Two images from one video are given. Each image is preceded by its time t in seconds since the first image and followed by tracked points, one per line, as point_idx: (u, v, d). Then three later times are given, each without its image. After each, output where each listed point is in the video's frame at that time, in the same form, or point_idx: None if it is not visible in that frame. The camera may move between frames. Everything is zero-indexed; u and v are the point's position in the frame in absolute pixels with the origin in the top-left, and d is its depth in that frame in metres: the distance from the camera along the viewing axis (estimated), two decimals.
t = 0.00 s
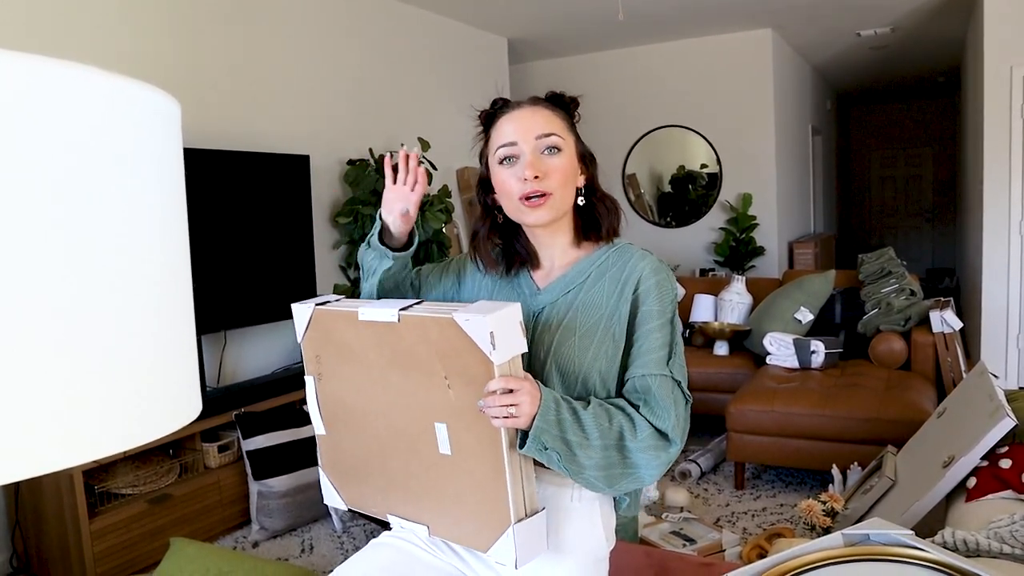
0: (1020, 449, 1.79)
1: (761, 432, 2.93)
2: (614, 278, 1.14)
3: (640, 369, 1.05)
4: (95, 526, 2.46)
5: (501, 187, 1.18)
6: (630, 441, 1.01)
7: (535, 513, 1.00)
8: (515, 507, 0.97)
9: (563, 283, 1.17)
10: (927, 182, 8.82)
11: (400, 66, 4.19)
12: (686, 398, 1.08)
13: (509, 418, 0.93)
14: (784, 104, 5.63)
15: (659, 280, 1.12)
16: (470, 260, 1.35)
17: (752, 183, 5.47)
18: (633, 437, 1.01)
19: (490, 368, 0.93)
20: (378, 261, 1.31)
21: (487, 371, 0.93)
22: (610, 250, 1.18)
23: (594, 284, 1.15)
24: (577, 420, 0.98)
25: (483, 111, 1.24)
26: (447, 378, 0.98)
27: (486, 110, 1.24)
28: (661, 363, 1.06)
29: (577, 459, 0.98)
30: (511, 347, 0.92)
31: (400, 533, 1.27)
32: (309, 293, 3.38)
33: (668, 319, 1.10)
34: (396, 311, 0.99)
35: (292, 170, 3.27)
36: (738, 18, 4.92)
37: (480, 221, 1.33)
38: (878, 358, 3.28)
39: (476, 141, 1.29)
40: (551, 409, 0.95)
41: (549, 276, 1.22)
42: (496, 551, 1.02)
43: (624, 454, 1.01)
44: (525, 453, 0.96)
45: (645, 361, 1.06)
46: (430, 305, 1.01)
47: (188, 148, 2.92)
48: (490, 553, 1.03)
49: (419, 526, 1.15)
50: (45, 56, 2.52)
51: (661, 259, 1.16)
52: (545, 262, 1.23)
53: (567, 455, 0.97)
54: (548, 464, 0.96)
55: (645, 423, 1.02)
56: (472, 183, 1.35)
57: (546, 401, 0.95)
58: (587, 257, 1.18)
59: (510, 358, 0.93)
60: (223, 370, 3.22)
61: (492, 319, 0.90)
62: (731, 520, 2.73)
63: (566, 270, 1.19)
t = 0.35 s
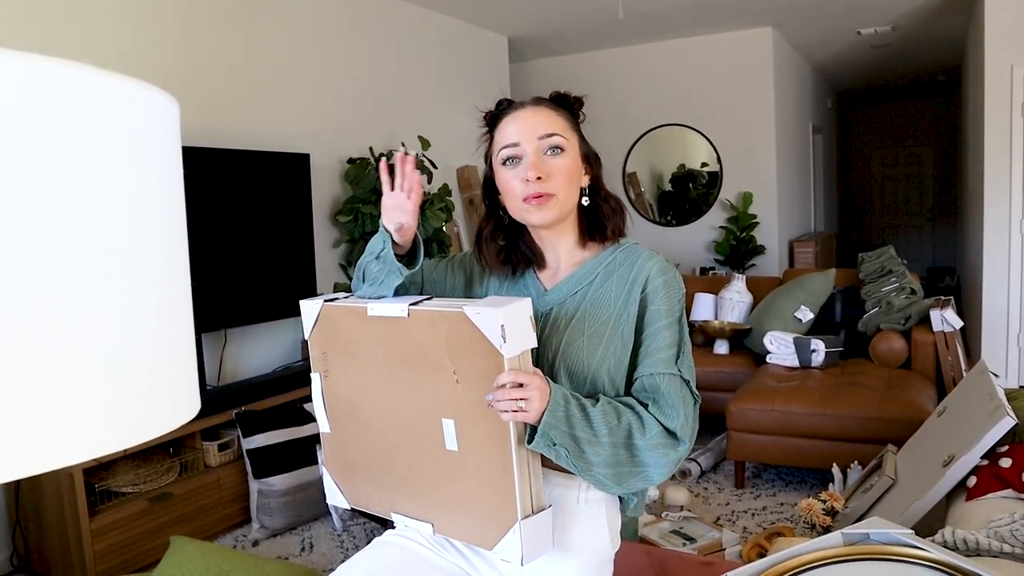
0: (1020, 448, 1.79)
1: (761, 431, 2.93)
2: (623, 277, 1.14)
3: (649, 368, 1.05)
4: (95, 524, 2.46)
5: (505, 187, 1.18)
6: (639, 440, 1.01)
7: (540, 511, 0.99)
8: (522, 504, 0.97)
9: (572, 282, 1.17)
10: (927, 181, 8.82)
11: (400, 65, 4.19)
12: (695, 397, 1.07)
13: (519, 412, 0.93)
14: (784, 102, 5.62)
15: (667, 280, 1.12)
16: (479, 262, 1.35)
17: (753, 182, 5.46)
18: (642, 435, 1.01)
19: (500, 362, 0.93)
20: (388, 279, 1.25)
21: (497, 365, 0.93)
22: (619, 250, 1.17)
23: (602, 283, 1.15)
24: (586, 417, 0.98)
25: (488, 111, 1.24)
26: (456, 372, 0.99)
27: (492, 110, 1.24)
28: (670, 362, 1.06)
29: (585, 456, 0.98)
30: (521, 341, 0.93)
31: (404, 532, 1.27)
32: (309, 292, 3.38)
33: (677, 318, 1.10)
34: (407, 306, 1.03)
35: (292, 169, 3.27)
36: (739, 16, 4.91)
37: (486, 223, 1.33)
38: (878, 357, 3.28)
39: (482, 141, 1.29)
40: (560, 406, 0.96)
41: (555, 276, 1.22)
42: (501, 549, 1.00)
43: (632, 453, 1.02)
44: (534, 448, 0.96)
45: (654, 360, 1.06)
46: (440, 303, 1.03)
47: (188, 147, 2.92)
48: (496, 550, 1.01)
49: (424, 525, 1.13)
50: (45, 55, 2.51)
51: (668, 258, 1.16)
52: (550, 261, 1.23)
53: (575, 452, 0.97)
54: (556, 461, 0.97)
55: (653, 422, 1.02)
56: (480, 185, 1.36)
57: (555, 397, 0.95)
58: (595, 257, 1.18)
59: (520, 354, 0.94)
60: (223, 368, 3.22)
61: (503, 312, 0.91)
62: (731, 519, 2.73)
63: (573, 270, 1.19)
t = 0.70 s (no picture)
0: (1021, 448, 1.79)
1: (761, 431, 2.93)
2: (625, 278, 1.14)
3: (653, 370, 1.05)
4: (96, 525, 2.46)
5: (517, 186, 1.18)
6: (642, 442, 1.02)
7: (541, 511, 0.99)
8: (523, 504, 0.97)
9: (575, 283, 1.17)
10: (928, 182, 8.81)
11: (401, 66, 4.19)
12: (698, 400, 1.08)
13: (521, 412, 0.93)
14: (785, 103, 5.62)
15: (670, 282, 1.12)
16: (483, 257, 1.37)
17: (754, 183, 5.46)
18: (644, 437, 1.02)
19: (504, 362, 0.94)
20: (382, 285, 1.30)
21: (501, 364, 0.94)
22: (622, 251, 1.17)
23: (605, 284, 1.15)
24: (589, 419, 0.98)
25: (501, 104, 1.24)
26: (461, 371, 0.99)
27: (504, 104, 1.24)
28: (674, 364, 1.06)
29: (588, 458, 0.98)
30: (525, 341, 0.93)
31: (407, 531, 1.28)
32: (310, 293, 3.38)
33: (680, 320, 1.10)
34: (414, 305, 1.04)
35: (293, 170, 3.27)
36: (739, 17, 4.91)
37: (493, 216, 1.35)
38: (879, 358, 3.28)
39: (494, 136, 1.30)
40: (564, 407, 0.96)
41: (559, 277, 1.22)
42: (501, 547, 1.01)
43: (635, 454, 1.02)
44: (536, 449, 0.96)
45: (657, 362, 1.06)
46: (447, 302, 1.04)
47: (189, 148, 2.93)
48: (496, 549, 1.01)
49: (426, 522, 1.14)
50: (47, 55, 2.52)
51: (672, 259, 1.16)
52: (554, 262, 1.24)
53: (578, 453, 0.97)
54: (558, 461, 0.96)
55: (656, 425, 1.03)
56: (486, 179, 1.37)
57: (560, 399, 0.95)
58: (599, 258, 1.18)
59: (525, 354, 0.94)
60: (224, 369, 3.22)
61: (507, 311, 0.91)
62: (732, 520, 2.73)
63: (577, 272, 1.19)
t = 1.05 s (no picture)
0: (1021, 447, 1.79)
1: (762, 430, 2.93)
2: (625, 277, 1.14)
3: (654, 369, 1.05)
4: (96, 525, 2.46)
5: (521, 186, 1.18)
6: (644, 440, 1.02)
7: (542, 510, 0.99)
8: (523, 501, 0.97)
9: (575, 283, 1.17)
10: (929, 182, 8.81)
11: (401, 65, 4.19)
12: (700, 398, 1.08)
13: (523, 410, 0.93)
14: (785, 102, 5.62)
15: (669, 281, 1.12)
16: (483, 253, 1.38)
17: (754, 182, 5.46)
18: (646, 436, 1.02)
19: (506, 361, 0.93)
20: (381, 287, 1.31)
21: (503, 363, 0.93)
22: (622, 250, 1.17)
23: (605, 284, 1.15)
24: (590, 418, 0.98)
25: (506, 101, 1.24)
26: (464, 369, 0.99)
27: (509, 100, 1.24)
28: (675, 363, 1.06)
29: (590, 457, 0.98)
30: (526, 340, 0.93)
31: (411, 527, 1.28)
32: (310, 292, 3.38)
33: (680, 319, 1.10)
34: (419, 302, 1.04)
35: (294, 170, 3.27)
36: (740, 16, 4.91)
37: (496, 214, 1.36)
38: (879, 357, 3.28)
39: (498, 132, 1.30)
40: (565, 407, 0.96)
41: (560, 277, 1.22)
42: (502, 546, 1.00)
43: (637, 453, 1.02)
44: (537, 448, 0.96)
45: (658, 361, 1.06)
46: (451, 300, 1.04)
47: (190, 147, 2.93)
48: (497, 547, 1.01)
49: (429, 519, 1.14)
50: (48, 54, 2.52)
51: (672, 259, 1.16)
52: (555, 263, 1.24)
53: (579, 452, 0.97)
54: (559, 459, 0.96)
55: (658, 424, 1.03)
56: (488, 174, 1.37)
57: (561, 398, 0.95)
58: (600, 257, 1.18)
59: (527, 354, 0.94)
60: (224, 369, 3.22)
61: (510, 310, 0.91)
62: (732, 520, 2.73)
63: (577, 271, 1.19)
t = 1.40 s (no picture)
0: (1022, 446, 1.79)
1: (762, 430, 2.93)
2: (620, 277, 1.14)
3: (654, 368, 1.05)
4: (97, 524, 2.46)
5: (518, 187, 1.18)
6: (649, 440, 1.02)
7: (547, 511, 0.99)
8: (528, 503, 0.96)
9: (572, 283, 1.17)
10: (929, 181, 8.80)
11: (402, 64, 4.19)
12: (702, 395, 1.08)
13: (528, 412, 0.92)
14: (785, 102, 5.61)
15: (665, 279, 1.12)
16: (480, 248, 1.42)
17: (754, 181, 5.46)
18: (652, 435, 1.02)
19: (511, 361, 0.93)
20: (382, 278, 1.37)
21: (509, 364, 0.93)
22: (617, 249, 1.17)
23: (601, 284, 1.15)
24: (594, 419, 0.98)
25: (505, 92, 1.23)
26: (468, 368, 0.99)
27: (508, 91, 1.22)
28: (675, 361, 1.06)
29: (595, 458, 0.98)
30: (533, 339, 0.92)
31: (414, 525, 1.27)
32: (311, 291, 3.38)
33: (677, 317, 1.10)
34: (424, 300, 1.03)
35: (294, 169, 3.27)
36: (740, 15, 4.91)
37: (491, 210, 1.39)
38: (880, 356, 3.28)
39: (497, 127, 1.29)
40: (571, 409, 0.96)
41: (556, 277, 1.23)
42: (507, 546, 1.01)
43: (642, 453, 1.02)
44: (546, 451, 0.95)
45: (659, 360, 1.06)
46: (457, 298, 1.03)
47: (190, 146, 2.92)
48: (502, 548, 1.01)
49: (433, 518, 1.14)
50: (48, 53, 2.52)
51: (667, 258, 1.16)
52: (551, 263, 1.24)
53: (586, 454, 0.97)
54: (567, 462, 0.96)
55: (662, 423, 1.03)
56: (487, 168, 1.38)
57: (568, 400, 0.95)
58: (596, 257, 1.18)
59: (532, 355, 0.93)
60: (225, 368, 3.22)
61: (516, 310, 0.90)
62: (733, 519, 2.73)
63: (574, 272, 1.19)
